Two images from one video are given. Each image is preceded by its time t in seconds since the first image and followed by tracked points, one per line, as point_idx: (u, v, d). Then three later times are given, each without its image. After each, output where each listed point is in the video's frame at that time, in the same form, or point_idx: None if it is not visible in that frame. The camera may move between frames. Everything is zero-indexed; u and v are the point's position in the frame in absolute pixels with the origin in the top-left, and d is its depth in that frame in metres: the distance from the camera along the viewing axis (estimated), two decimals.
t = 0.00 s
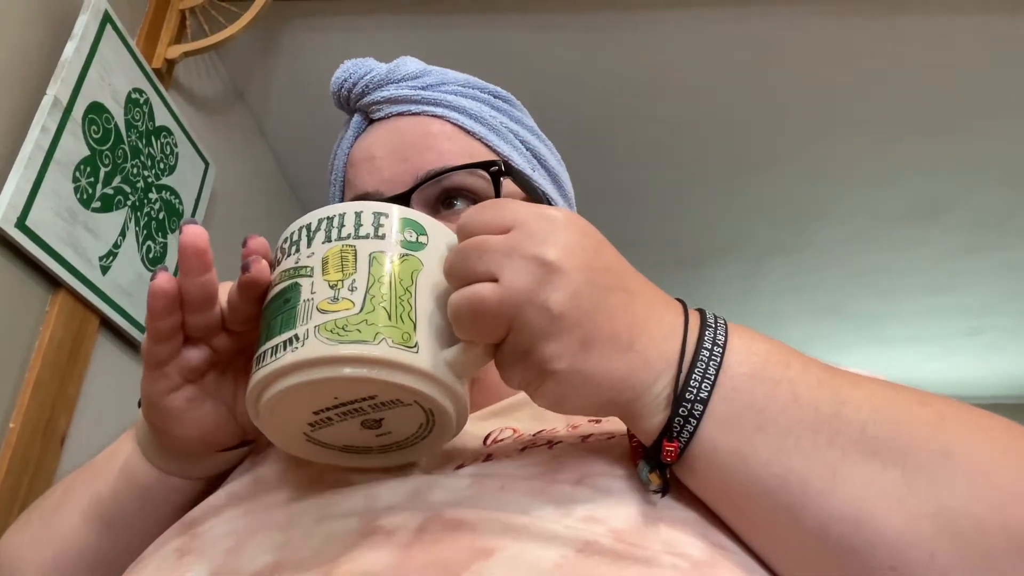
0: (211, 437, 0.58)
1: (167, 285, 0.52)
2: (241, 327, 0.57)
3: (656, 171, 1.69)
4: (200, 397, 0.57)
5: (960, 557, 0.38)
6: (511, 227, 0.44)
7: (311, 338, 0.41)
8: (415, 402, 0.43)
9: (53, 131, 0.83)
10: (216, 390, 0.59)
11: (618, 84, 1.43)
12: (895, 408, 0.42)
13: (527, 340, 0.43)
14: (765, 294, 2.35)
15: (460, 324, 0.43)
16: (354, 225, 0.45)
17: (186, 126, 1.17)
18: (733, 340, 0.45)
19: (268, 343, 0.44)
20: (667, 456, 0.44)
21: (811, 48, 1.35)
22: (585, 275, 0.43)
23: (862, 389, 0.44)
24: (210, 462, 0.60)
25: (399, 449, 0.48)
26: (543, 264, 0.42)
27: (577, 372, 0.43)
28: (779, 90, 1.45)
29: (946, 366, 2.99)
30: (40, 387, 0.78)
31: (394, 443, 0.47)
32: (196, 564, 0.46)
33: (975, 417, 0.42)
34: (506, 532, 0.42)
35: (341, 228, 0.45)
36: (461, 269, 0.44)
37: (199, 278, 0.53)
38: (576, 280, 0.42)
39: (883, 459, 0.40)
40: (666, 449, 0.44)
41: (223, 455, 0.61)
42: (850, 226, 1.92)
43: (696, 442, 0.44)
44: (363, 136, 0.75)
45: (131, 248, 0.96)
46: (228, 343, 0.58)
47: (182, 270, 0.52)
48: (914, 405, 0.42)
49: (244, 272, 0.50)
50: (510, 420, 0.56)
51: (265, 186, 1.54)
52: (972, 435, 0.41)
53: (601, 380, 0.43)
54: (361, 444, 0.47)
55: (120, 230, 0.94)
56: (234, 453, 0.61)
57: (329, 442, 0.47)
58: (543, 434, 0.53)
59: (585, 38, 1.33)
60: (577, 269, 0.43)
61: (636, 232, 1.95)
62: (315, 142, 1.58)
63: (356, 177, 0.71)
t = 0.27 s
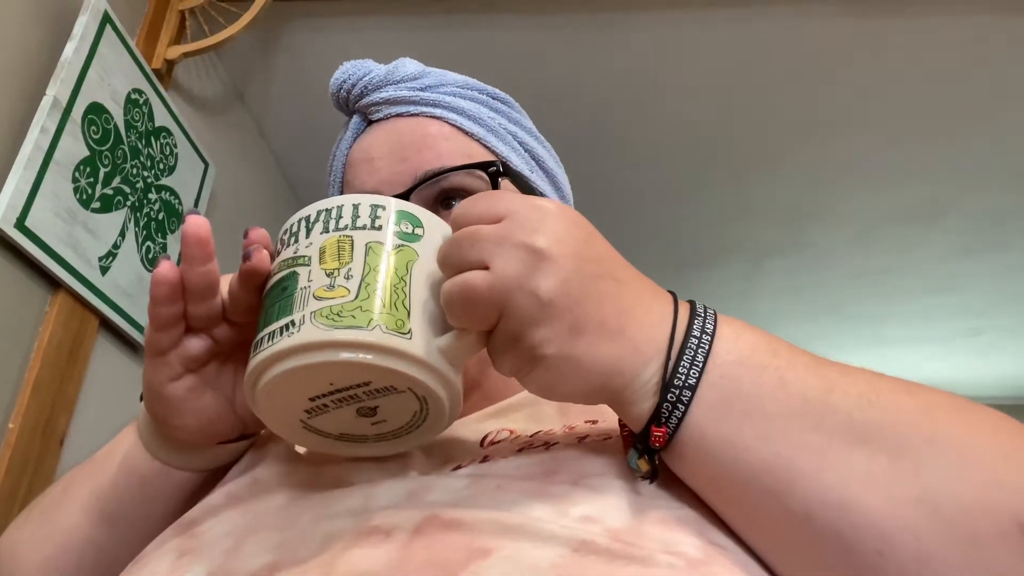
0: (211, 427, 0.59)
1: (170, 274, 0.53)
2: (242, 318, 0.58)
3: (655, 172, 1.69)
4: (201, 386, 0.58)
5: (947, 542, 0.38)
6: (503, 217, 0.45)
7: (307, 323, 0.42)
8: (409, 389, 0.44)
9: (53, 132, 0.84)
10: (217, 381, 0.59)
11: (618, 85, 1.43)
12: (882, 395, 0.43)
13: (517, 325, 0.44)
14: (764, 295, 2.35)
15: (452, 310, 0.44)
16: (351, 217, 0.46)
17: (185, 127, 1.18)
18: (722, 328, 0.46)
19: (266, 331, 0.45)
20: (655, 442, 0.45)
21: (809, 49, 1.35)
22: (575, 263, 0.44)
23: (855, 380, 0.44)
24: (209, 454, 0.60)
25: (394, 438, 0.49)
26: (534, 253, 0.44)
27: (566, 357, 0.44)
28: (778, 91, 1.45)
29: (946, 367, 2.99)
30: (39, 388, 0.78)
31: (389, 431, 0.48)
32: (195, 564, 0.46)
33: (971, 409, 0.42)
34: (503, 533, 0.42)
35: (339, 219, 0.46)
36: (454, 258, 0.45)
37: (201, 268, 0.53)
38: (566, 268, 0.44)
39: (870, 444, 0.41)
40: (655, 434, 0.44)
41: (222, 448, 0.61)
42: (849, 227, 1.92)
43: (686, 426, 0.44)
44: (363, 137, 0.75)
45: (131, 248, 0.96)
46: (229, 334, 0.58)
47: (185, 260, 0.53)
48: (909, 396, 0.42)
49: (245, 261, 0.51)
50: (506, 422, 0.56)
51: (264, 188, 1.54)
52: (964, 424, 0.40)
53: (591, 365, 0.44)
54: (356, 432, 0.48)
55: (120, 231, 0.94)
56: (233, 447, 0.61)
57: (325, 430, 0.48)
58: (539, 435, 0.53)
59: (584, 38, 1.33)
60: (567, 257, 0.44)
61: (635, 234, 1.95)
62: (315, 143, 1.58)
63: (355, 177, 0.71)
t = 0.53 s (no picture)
0: (214, 420, 0.59)
1: (175, 265, 0.53)
2: (247, 311, 0.58)
3: (655, 173, 1.69)
4: (204, 378, 0.58)
5: (944, 534, 0.38)
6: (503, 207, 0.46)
7: (309, 310, 0.43)
8: (410, 378, 0.44)
9: (52, 133, 0.83)
10: (220, 374, 0.60)
11: (618, 86, 1.43)
12: (878, 388, 0.43)
13: (515, 312, 0.44)
14: (765, 295, 2.35)
15: (451, 298, 0.44)
16: (355, 209, 0.47)
17: (185, 127, 1.17)
18: (721, 321, 0.46)
19: (269, 319, 0.45)
20: (653, 430, 0.45)
21: (809, 50, 1.35)
22: (574, 252, 0.44)
23: (854, 375, 0.44)
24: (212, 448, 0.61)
25: (396, 430, 0.49)
26: (533, 242, 0.44)
27: (564, 344, 0.44)
28: (777, 91, 1.45)
29: (947, 368, 2.99)
30: (39, 389, 0.78)
31: (390, 422, 0.48)
32: (196, 564, 0.46)
33: (969, 405, 0.42)
34: (505, 533, 0.42)
35: (342, 212, 0.47)
36: (454, 247, 0.46)
37: (207, 259, 0.53)
38: (564, 256, 0.44)
39: (866, 435, 0.41)
40: (652, 423, 0.44)
41: (224, 442, 0.61)
42: (849, 228, 1.92)
43: (683, 415, 0.44)
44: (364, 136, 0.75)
45: (130, 248, 0.96)
46: (233, 327, 0.59)
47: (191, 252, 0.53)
48: (908, 392, 0.43)
49: (251, 251, 0.53)
50: (507, 422, 0.56)
51: (264, 188, 1.54)
52: (961, 419, 0.41)
53: (588, 352, 0.44)
54: (358, 423, 0.48)
55: (119, 231, 0.94)
56: (235, 441, 0.61)
57: (327, 420, 0.48)
58: (541, 437, 0.53)
59: (584, 39, 1.34)
60: (566, 246, 0.44)
61: (634, 235, 1.95)
62: (315, 143, 1.58)
63: (356, 177, 0.71)
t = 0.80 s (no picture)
0: (217, 419, 0.59)
1: (185, 262, 0.54)
2: (254, 310, 0.59)
3: (654, 173, 1.69)
4: (209, 376, 0.58)
5: (940, 532, 0.38)
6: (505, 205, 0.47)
7: (315, 304, 0.44)
8: (412, 373, 0.46)
9: (51, 133, 0.83)
10: (225, 373, 0.60)
11: (617, 86, 1.43)
12: (875, 386, 0.43)
13: (516, 307, 0.45)
14: (765, 295, 2.35)
15: (454, 294, 0.45)
16: (361, 209, 0.47)
17: (184, 127, 1.17)
18: (719, 320, 0.47)
19: (275, 314, 0.46)
20: (651, 424, 0.45)
21: (808, 50, 1.35)
22: (574, 249, 0.45)
23: (852, 376, 0.44)
24: (214, 448, 0.61)
25: (398, 428, 0.51)
26: (534, 239, 0.45)
27: (563, 338, 0.45)
28: (776, 92, 1.45)
29: (947, 368, 2.99)
30: (37, 390, 0.78)
31: (391, 421, 0.50)
32: (195, 564, 0.46)
33: (968, 404, 0.42)
34: (504, 533, 0.42)
35: (349, 211, 0.47)
36: (457, 246, 0.47)
37: (217, 257, 0.54)
38: (565, 253, 0.45)
39: (862, 431, 0.41)
40: (651, 417, 0.45)
41: (226, 442, 0.61)
42: (849, 228, 1.92)
43: (682, 412, 0.44)
44: (362, 136, 0.75)
45: (129, 249, 0.96)
46: (240, 326, 0.59)
47: (201, 249, 0.54)
48: (905, 391, 0.43)
49: (259, 249, 0.53)
50: (506, 423, 0.56)
51: (264, 189, 1.54)
52: (959, 418, 0.41)
53: (587, 348, 0.45)
54: (361, 419, 0.50)
55: (118, 232, 0.94)
56: (237, 441, 0.61)
57: (330, 416, 0.50)
58: (540, 438, 0.53)
59: (583, 40, 1.34)
60: (566, 244, 0.45)
61: (633, 236, 1.95)
62: (315, 143, 1.58)
63: (355, 178, 0.71)
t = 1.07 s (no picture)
0: (219, 423, 0.59)
1: (193, 263, 0.54)
2: (259, 312, 0.59)
3: (653, 174, 1.69)
4: (212, 379, 0.59)
5: (939, 531, 0.38)
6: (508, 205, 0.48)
7: (320, 300, 0.44)
8: (414, 370, 0.46)
9: (51, 133, 0.83)
10: (227, 376, 0.60)
11: (617, 87, 1.43)
12: (872, 387, 0.44)
13: (518, 303, 0.46)
14: (764, 296, 2.35)
15: (457, 291, 0.46)
16: (367, 211, 0.48)
17: (184, 128, 1.17)
18: (719, 321, 0.47)
19: (280, 311, 0.47)
20: (654, 421, 0.45)
21: (808, 51, 1.36)
22: (577, 246, 0.46)
23: (849, 379, 0.44)
24: (215, 451, 0.61)
25: (400, 429, 0.51)
26: (537, 237, 0.46)
27: (565, 334, 0.45)
28: (776, 93, 1.45)
29: (946, 369, 2.99)
30: (37, 390, 0.78)
31: (393, 421, 0.50)
32: (195, 566, 0.46)
33: (963, 404, 0.42)
34: (504, 534, 0.42)
35: (355, 213, 0.48)
36: (461, 245, 0.48)
37: (224, 258, 0.55)
38: (567, 249, 0.46)
39: (861, 431, 0.41)
40: (652, 414, 0.45)
41: (226, 447, 0.62)
42: (848, 229, 1.92)
43: (683, 408, 0.44)
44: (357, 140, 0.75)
45: (129, 250, 0.96)
46: (244, 327, 0.60)
47: (209, 250, 0.54)
48: (901, 392, 0.43)
49: (266, 249, 0.54)
50: (505, 424, 0.56)
51: (263, 190, 1.54)
52: (954, 419, 0.41)
53: (589, 344, 0.45)
54: (363, 419, 0.50)
55: (117, 232, 0.94)
56: (237, 447, 0.62)
57: (332, 416, 0.50)
58: (539, 439, 0.53)
59: (582, 41, 1.34)
60: (569, 241, 0.46)
61: (632, 236, 1.95)
62: (314, 144, 1.58)
63: (353, 180, 0.71)
